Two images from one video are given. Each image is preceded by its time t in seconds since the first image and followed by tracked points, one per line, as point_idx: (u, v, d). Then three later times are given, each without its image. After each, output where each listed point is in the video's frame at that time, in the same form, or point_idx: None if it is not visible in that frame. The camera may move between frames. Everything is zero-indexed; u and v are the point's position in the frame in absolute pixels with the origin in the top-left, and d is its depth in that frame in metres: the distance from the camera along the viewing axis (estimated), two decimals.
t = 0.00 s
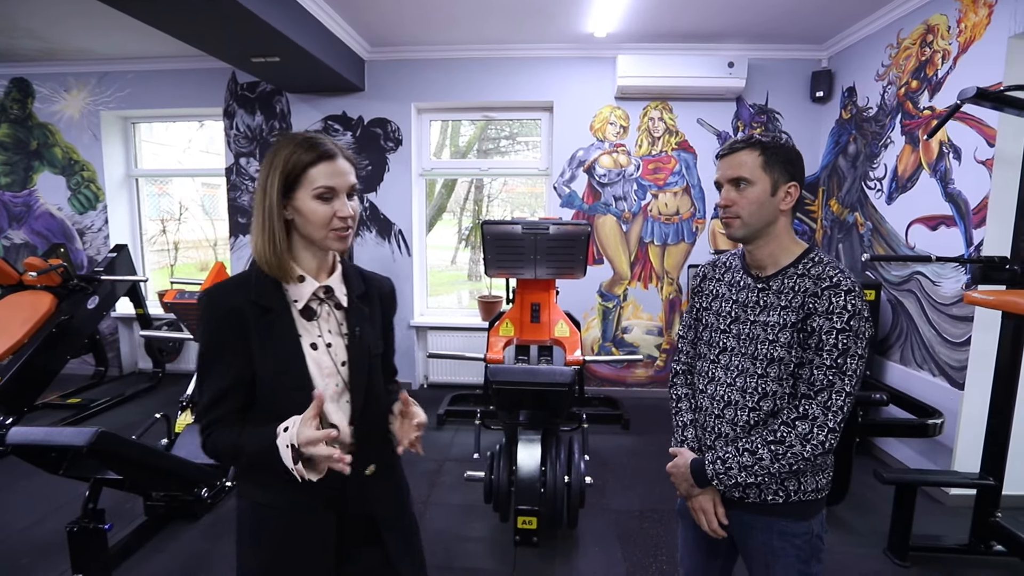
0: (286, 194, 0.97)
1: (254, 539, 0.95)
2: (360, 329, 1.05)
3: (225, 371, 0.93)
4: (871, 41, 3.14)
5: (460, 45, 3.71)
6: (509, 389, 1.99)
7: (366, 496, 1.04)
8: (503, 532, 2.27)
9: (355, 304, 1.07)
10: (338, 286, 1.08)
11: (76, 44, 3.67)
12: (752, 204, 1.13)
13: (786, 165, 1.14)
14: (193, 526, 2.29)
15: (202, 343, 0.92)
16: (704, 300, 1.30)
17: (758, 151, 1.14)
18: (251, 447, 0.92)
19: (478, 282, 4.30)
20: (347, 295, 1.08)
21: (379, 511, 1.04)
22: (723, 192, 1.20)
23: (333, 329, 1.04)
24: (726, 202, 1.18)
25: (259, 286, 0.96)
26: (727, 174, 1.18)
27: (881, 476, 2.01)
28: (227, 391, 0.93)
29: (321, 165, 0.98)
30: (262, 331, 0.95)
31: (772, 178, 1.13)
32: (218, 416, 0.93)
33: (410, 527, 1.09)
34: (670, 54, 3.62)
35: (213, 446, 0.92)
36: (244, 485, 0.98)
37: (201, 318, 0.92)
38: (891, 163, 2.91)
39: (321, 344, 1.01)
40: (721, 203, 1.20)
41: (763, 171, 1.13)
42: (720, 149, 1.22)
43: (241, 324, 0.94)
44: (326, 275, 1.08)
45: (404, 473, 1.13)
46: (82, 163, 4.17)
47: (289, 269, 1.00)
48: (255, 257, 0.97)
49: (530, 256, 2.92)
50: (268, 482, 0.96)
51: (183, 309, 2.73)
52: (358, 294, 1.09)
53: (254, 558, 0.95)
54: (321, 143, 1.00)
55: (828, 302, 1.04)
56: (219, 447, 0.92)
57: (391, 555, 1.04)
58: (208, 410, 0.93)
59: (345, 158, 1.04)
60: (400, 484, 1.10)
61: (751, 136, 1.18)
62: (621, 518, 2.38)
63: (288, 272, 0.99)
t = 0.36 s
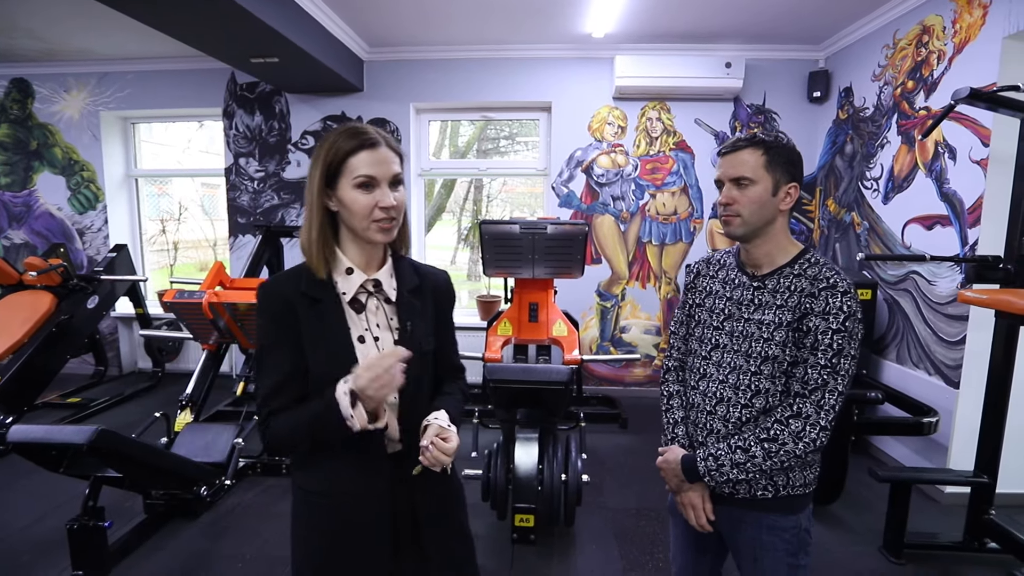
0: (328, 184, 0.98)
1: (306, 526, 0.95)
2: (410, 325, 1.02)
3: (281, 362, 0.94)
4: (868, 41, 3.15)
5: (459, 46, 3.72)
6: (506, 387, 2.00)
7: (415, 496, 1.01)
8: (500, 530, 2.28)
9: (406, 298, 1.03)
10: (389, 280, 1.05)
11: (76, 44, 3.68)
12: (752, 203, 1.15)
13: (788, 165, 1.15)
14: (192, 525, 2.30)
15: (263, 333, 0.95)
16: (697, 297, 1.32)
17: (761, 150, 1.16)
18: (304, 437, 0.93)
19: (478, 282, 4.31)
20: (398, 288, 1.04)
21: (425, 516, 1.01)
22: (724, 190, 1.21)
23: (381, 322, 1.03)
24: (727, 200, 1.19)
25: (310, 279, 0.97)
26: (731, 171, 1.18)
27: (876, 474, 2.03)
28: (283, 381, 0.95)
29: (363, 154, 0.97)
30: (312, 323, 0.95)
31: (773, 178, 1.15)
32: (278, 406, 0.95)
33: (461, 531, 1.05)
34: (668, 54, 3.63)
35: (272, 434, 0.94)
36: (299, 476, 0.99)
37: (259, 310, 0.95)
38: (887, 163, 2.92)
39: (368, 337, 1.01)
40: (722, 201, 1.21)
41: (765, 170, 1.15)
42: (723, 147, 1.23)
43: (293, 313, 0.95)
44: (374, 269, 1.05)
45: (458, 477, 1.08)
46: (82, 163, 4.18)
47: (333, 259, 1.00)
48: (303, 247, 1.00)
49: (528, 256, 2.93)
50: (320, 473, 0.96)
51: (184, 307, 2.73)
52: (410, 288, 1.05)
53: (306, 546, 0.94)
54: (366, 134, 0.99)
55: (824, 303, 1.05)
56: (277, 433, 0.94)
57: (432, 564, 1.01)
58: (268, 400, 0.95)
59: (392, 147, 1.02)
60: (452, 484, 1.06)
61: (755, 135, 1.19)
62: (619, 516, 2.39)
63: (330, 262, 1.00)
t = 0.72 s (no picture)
0: (362, 185, 0.97)
1: (318, 519, 0.99)
2: (423, 329, 1.01)
3: (298, 356, 0.99)
4: (862, 43, 3.17)
5: (458, 47, 3.75)
6: (501, 385, 2.02)
7: (413, 498, 1.00)
8: (496, 526, 2.31)
9: (422, 301, 1.01)
10: (407, 281, 1.06)
11: (77, 46, 3.72)
12: (739, 204, 1.17)
13: (772, 168, 1.18)
14: (191, 521, 2.33)
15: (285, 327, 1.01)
16: (680, 295, 1.33)
17: (750, 151, 1.18)
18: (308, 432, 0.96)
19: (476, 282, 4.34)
20: (415, 291, 1.03)
21: (423, 518, 1.00)
22: (711, 192, 1.22)
23: (397, 323, 1.03)
24: (714, 201, 1.20)
25: (331, 279, 0.99)
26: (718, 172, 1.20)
27: (867, 471, 2.05)
28: (299, 375, 1.00)
29: (398, 157, 0.97)
30: (329, 322, 0.98)
31: (759, 180, 1.17)
32: (294, 397, 1.01)
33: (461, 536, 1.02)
34: (664, 56, 3.66)
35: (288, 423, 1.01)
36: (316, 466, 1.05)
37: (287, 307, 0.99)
38: (881, 163, 2.94)
39: (381, 339, 1.02)
40: (708, 202, 1.23)
41: (751, 173, 1.17)
42: (709, 148, 1.25)
43: (312, 312, 0.99)
44: (398, 269, 1.07)
45: (460, 481, 1.06)
46: (83, 163, 4.22)
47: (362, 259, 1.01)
48: (333, 245, 1.00)
49: (525, 255, 2.96)
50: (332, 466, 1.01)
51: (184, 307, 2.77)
52: (430, 291, 1.03)
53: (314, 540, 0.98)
54: (400, 135, 0.99)
55: (806, 301, 1.09)
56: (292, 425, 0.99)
57: (430, 566, 1.00)
58: (286, 391, 1.01)
59: (424, 150, 1.02)
60: (454, 488, 1.04)
61: (742, 137, 1.21)
62: (613, 513, 2.41)
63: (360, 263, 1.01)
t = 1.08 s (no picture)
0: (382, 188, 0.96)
1: (313, 525, 0.96)
2: (420, 325, 1.04)
3: (292, 360, 0.95)
4: (855, 44, 3.20)
5: (457, 48, 3.78)
6: (495, 382, 2.06)
7: (415, 490, 1.03)
8: (491, 521, 2.35)
9: (418, 298, 1.06)
10: (402, 280, 1.08)
11: (80, 48, 3.77)
12: (722, 205, 1.21)
13: (754, 168, 1.22)
14: (192, 514, 2.38)
15: (273, 331, 0.95)
16: (667, 293, 1.37)
17: (733, 152, 1.21)
18: (315, 434, 0.94)
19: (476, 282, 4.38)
20: (409, 288, 1.07)
21: (426, 509, 1.03)
22: (696, 193, 1.26)
23: (394, 321, 1.05)
24: (700, 202, 1.24)
25: (327, 278, 0.97)
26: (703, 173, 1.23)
27: (855, 466, 2.09)
28: (294, 379, 0.95)
29: (414, 159, 0.99)
30: (327, 323, 0.96)
31: (742, 181, 1.21)
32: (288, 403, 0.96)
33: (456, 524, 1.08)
34: (660, 57, 3.69)
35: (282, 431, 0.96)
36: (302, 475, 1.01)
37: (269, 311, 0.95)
38: (874, 163, 2.98)
39: (382, 338, 1.02)
40: (693, 203, 1.26)
41: (734, 174, 1.21)
42: (692, 150, 1.29)
43: (308, 314, 0.95)
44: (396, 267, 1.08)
45: (453, 474, 1.11)
46: (86, 164, 4.26)
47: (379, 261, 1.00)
48: (348, 250, 0.96)
49: (521, 254, 2.99)
50: (333, 472, 0.98)
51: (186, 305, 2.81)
52: (421, 289, 1.08)
53: (309, 546, 0.96)
54: (406, 136, 1.00)
55: (786, 296, 1.12)
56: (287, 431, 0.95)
57: (433, 558, 1.03)
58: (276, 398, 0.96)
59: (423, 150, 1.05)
60: (448, 478, 1.09)
61: (724, 138, 1.25)
62: (607, 508, 2.45)
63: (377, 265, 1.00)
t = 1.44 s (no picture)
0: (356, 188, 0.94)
1: (303, 541, 0.95)
2: (401, 326, 1.06)
3: (270, 369, 0.91)
4: (851, 46, 3.24)
5: (458, 51, 3.84)
6: (494, 377, 2.11)
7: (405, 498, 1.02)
8: (489, 514, 2.40)
9: (397, 300, 1.07)
10: (379, 281, 1.09)
11: (88, 51, 3.84)
12: (746, 208, 1.22)
13: (767, 170, 1.25)
14: (199, 507, 2.44)
15: (244, 342, 0.90)
16: (673, 293, 1.41)
17: (751, 155, 1.22)
18: (300, 445, 0.90)
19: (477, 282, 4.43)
20: (387, 290, 1.08)
21: (414, 516, 1.03)
22: (716, 195, 1.23)
23: (373, 324, 1.05)
24: (725, 205, 1.22)
25: (304, 282, 0.95)
26: (725, 177, 1.22)
27: (847, 461, 2.13)
28: (273, 388, 0.91)
29: (389, 159, 0.98)
30: (307, 327, 0.94)
31: (761, 184, 1.23)
32: (266, 416, 0.91)
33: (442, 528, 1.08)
34: (658, 59, 3.74)
35: (261, 447, 0.91)
36: (285, 489, 0.98)
37: (238, 318, 0.91)
38: (869, 164, 3.01)
39: (364, 341, 1.01)
40: (714, 205, 1.24)
41: (755, 177, 1.22)
42: (706, 149, 1.26)
43: (286, 321, 0.92)
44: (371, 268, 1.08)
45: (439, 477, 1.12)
46: (94, 165, 4.34)
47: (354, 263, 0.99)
48: (317, 251, 0.94)
49: (520, 254, 3.04)
50: (322, 481, 0.97)
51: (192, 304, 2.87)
52: (398, 290, 1.10)
53: (297, 561, 0.94)
54: (383, 136, 0.99)
55: (791, 294, 1.15)
56: (266, 446, 0.91)
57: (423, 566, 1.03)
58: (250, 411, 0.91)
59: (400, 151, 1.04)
60: (433, 483, 1.09)
61: (737, 139, 1.23)
62: (604, 503, 2.50)
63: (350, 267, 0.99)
